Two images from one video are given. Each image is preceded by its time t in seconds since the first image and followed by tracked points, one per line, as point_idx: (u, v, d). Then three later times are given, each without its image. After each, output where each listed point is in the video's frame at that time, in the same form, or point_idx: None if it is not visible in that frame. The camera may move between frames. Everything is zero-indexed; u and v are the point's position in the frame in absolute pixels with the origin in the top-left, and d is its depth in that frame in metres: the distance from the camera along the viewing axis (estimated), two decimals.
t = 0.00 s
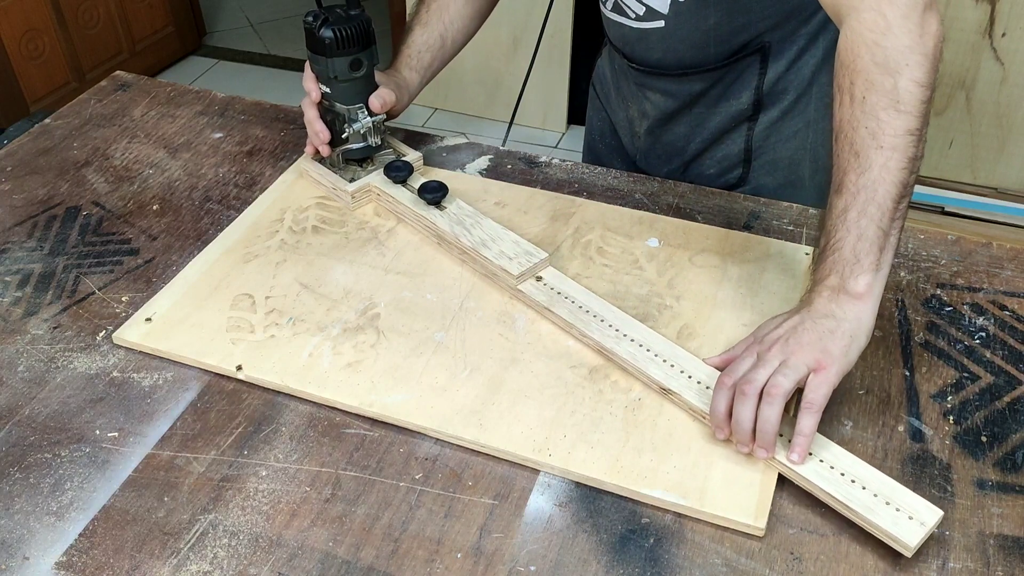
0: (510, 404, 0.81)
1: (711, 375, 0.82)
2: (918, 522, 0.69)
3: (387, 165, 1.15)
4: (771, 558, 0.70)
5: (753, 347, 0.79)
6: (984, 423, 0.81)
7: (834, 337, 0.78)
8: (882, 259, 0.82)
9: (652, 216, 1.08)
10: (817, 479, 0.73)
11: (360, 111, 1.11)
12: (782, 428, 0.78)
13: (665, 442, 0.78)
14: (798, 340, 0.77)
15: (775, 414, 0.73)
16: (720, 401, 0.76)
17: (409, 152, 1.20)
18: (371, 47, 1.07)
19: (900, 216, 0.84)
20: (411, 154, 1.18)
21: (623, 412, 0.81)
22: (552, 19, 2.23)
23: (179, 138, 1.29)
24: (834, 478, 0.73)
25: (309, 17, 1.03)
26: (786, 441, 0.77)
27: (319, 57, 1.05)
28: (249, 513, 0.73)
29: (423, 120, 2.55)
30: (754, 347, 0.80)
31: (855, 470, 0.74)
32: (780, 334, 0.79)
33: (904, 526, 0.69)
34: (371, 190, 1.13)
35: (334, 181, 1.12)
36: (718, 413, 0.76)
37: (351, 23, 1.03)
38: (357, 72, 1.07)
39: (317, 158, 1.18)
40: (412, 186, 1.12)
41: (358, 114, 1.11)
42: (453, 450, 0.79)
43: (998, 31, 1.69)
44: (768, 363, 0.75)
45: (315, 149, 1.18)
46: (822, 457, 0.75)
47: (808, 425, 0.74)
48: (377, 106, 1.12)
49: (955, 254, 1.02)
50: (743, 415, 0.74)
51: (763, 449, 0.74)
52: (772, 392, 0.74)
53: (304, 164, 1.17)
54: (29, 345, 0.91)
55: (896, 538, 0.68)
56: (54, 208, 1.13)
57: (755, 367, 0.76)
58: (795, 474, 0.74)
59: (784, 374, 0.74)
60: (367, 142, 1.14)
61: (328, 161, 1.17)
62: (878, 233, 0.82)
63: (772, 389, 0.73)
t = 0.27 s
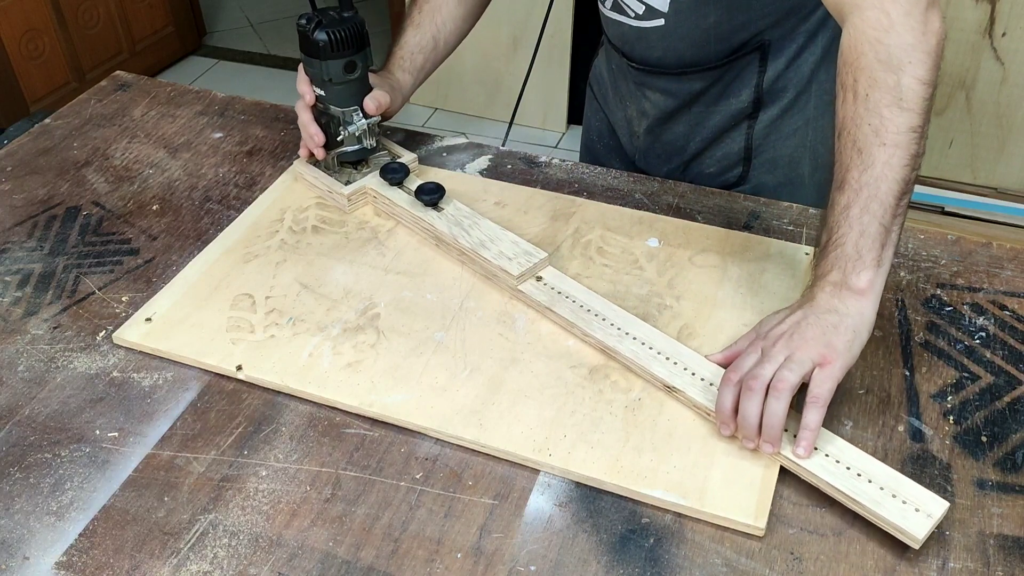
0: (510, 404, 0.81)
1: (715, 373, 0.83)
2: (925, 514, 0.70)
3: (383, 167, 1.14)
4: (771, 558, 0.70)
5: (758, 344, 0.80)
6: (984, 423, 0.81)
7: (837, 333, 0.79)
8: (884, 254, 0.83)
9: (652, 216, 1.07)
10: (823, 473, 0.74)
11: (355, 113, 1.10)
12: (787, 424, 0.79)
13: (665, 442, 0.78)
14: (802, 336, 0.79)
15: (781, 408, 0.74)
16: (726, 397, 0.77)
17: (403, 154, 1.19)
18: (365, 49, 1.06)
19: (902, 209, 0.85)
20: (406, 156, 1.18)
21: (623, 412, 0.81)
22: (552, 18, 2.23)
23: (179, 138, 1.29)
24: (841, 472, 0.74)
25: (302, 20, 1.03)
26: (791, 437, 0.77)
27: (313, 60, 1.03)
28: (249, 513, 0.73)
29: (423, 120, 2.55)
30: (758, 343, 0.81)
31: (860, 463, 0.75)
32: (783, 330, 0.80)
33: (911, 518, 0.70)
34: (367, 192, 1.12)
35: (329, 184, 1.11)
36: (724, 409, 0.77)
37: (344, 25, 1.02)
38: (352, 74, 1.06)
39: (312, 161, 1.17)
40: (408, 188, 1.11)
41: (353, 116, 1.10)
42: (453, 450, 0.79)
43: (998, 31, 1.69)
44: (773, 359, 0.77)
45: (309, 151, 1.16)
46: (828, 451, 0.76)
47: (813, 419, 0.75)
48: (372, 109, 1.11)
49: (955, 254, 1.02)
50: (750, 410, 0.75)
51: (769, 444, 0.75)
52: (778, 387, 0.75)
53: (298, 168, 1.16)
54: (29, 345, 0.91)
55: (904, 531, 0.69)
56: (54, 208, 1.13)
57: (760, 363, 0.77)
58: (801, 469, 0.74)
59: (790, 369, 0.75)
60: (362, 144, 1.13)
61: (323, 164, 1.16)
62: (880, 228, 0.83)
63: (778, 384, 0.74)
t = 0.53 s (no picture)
0: (510, 404, 0.81)
1: (718, 369, 0.83)
2: (931, 506, 0.70)
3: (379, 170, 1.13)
4: (771, 558, 0.70)
5: (761, 339, 0.80)
6: (984, 423, 0.81)
7: (840, 327, 0.79)
8: (885, 249, 0.83)
9: (652, 216, 1.07)
10: (829, 467, 0.74)
11: (350, 116, 1.09)
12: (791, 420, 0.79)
13: (665, 442, 0.78)
14: (805, 331, 0.79)
15: (787, 403, 0.74)
16: (731, 392, 0.77)
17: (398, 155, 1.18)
18: (360, 52, 1.05)
19: (903, 206, 0.85)
20: (401, 158, 1.17)
21: (623, 412, 0.81)
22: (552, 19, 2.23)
23: (179, 138, 1.29)
24: (846, 466, 0.74)
25: (296, 24, 1.03)
26: (795, 432, 0.77)
27: (307, 64, 1.03)
28: (249, 513, 0.73)
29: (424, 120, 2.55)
30: (762, 338, 0.81)
31: (865, 457, 0.75)
32: (787, 325, 0.81)
33: (918, 510, 0.70)
34: (363, 195, 1.12)
35: (325, 188, 1.11)
36: (728, 404, 0.77)
37: (338, 27, 1.02)
38: (346, 77, 1.06)
39: (306, 164, 1.16)
40: (404, 190, 1.11)
41: (348, 118, 1.09)
42: (453, 450, 0.79)
43: (998, 31, 1.69)
44: (777, 354, 0.77)
45: (303, 155, 1.16)
46: (832, 445, 0.76)
47: (818, 414, 0.75)
48: (367, 111, 1.10)
49: (955, 254, 1.02)
50: (755, 406, 0.75)
51: (774, 440, 0.75)
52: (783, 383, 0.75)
53: (292, 172, 1.15)
54: (29, 345, 0.91)
55: (911, 523, 0.69)
56: (54, 208, 1.13)
57: (765, 358, 0.77)
58: (807, 463, 0.75)
59: (795, 364, 0.75)
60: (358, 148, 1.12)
61: (318, 167, 1.16)
62: (882, 223, 0.83)
63: (783, 379, 0.74)
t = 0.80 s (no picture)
0: (510, 404, 0.81)
1: (720, 366, 0.83)
2: (936, 498, 0.71)
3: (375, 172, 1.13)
4: (771, 558, 0.70)
5: (764, 335, 0.81)
6: (984, 423, 0.81)
7: (842, 323, 0.80)
8: (885, 244, 0.85)
9: (652, 216, 1.07)
10: (834, 461, 0.75)
11: (345, 118, 1.09)
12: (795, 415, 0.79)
13: (665, 442, 0.78)
14: (808, 327, 0.80)
15: (792, 399, 0.74)
16: (735, 388, 0.78)
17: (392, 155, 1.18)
18: (354, 54, 1.06)
19: (903, 200, 0.86)
20: (397, 159, 1.17)
21: (623, 412, 0.81)
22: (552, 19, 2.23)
23: (179, 138, 1.29)
24: (851, 460, 0.75)
25: (290, 26, 1.02)
26: (800, 427, 0.78)
27: (301, 66, 1.03)
28: (249, 513, 0.73)
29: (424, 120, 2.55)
30: (764, 335, 0.81)
31: (869, 451, 0.76)
32: (789, 322, 0.81)
33: (924, 503, 0.71)
34: (359, 198, 1.11)
35: (321, 191, 1.10)
36: (733, 400, 0.77)
37: (333, 30, 1.01)
38: (341, 79, 1.06)
39: (301, 167, 1.16)
40: (401, 192, 1.10)
41: (343, 121, 1.09)
42: (453, 450, 0.79)
43: (998, 31, 1.69)
44: (781, 350, 0.77)
45: (298, 158, 1.15)
46: (837, 439, 0.77)
47: (822, 409, 0.75)
48: (362, 113, 1.10)
49: (955, 255, 1.02)
50: (760, 401, 0.76)
51: (779, 435, 0.75)
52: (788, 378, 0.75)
53: (287, 174, 1.14)
54: (29, 345, 0.91)
55: (917, 516, 0.70)
56: (54, 208, 1.13)
57: (769, 354, 0.78)
58: (812, 458, 0.75)
59: (799, 360, 0.76)
60: (353, 150, 1.13)
61: (313, 169, 1.15)
62: (882, 218, 0.85)
63: (788, 374, 0.75)
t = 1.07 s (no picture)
0: (510, 404, 0.81)
1: (723, 363, 0.84)
2: (941, 491, 0.72)
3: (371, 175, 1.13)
4: (771, 558, 0.70)
5: (766, 331, 0.82)
6: (984, 423, 0.81)
7: (843, 319, 0.81)
8: (885, 240, 0.86)
9: (652, 216, 1.07)
10: (839, 456, 0.75)
11: (341, 120, 1.09)
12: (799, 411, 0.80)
13: (665, 442, 0.78)
14: (810, 323, 0.81)
15: (796, 394, 0.75)
16: (740, 385, 0.78)
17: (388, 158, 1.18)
18: (349, 56, 1.05)
19: (903, 196, 0.87)
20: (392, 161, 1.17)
21: (622, 412, 0.81)
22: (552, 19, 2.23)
23: (179, 138, 1.29)
24: (856, 455, 0.75)
25: (284, 29, 1.02)
26: (804, 422, 0.78)
27: (297, 69, 1.03)
28: (249, 513, 0.73)
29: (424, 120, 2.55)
30: (766, 331, 0.82)
31: (873, 445, 0.76)
32: (790, 318, 0.83)
33: (929, 495, 0.72)
34: (356, 200, 1.11)
35: (317, 194, 1.10)
36: (738, 397, 0.78)
37: (328, 32, 1.01)
38: (337, 82, 1.05)
39: (296, 170, 1.15)
40: (398, 194, 1.10)
41: (339, 123, 1.09)
42: (453, 450, 0.79)
43: (998, 31, 1.69)
44: (784, 346, 0.78)
45: (293, 161, 1.15)
46: (842, 434, 0.77)
47: (826, 404, 0.77)
48: (358, 115, 1.10)
49: (955, 255, 1.02)
50: (765, 397, 0.76)
51: (784, 430, 0.76)
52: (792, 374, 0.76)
53: (282, 178, 1.14)
54: (29, 345, 0.91)
55: (923, 509, 0.71)
56: (54, 208, 1.13)
57: (772, 351, 0.79)
58: (817, 453, 0.76)
59: (802, 356, 0.77)
60: (349, 152, 1.12)
61: (308, 172, 1.14)
62: (884, 213, 0.86)
63: (792, 370, 0.76)
